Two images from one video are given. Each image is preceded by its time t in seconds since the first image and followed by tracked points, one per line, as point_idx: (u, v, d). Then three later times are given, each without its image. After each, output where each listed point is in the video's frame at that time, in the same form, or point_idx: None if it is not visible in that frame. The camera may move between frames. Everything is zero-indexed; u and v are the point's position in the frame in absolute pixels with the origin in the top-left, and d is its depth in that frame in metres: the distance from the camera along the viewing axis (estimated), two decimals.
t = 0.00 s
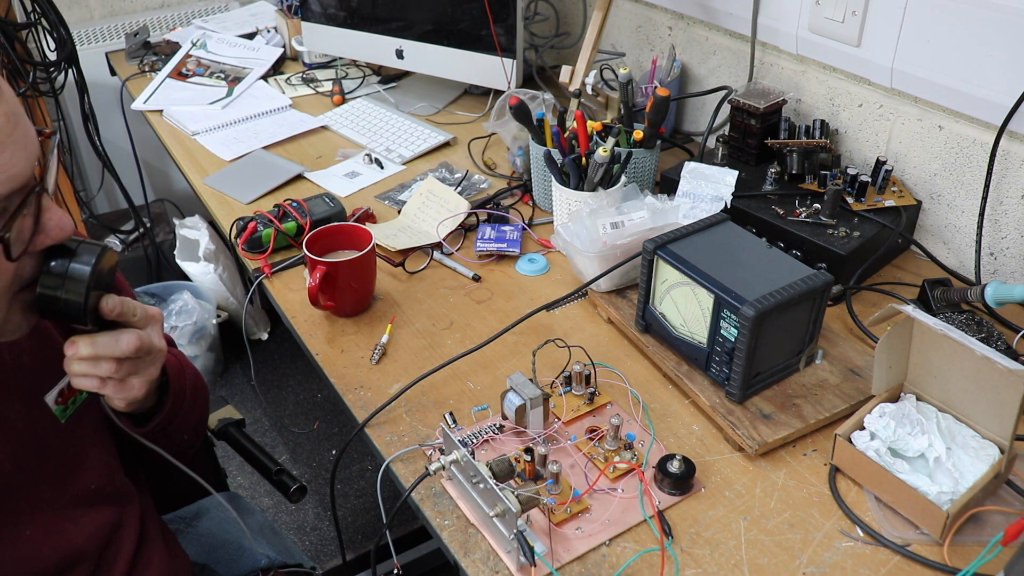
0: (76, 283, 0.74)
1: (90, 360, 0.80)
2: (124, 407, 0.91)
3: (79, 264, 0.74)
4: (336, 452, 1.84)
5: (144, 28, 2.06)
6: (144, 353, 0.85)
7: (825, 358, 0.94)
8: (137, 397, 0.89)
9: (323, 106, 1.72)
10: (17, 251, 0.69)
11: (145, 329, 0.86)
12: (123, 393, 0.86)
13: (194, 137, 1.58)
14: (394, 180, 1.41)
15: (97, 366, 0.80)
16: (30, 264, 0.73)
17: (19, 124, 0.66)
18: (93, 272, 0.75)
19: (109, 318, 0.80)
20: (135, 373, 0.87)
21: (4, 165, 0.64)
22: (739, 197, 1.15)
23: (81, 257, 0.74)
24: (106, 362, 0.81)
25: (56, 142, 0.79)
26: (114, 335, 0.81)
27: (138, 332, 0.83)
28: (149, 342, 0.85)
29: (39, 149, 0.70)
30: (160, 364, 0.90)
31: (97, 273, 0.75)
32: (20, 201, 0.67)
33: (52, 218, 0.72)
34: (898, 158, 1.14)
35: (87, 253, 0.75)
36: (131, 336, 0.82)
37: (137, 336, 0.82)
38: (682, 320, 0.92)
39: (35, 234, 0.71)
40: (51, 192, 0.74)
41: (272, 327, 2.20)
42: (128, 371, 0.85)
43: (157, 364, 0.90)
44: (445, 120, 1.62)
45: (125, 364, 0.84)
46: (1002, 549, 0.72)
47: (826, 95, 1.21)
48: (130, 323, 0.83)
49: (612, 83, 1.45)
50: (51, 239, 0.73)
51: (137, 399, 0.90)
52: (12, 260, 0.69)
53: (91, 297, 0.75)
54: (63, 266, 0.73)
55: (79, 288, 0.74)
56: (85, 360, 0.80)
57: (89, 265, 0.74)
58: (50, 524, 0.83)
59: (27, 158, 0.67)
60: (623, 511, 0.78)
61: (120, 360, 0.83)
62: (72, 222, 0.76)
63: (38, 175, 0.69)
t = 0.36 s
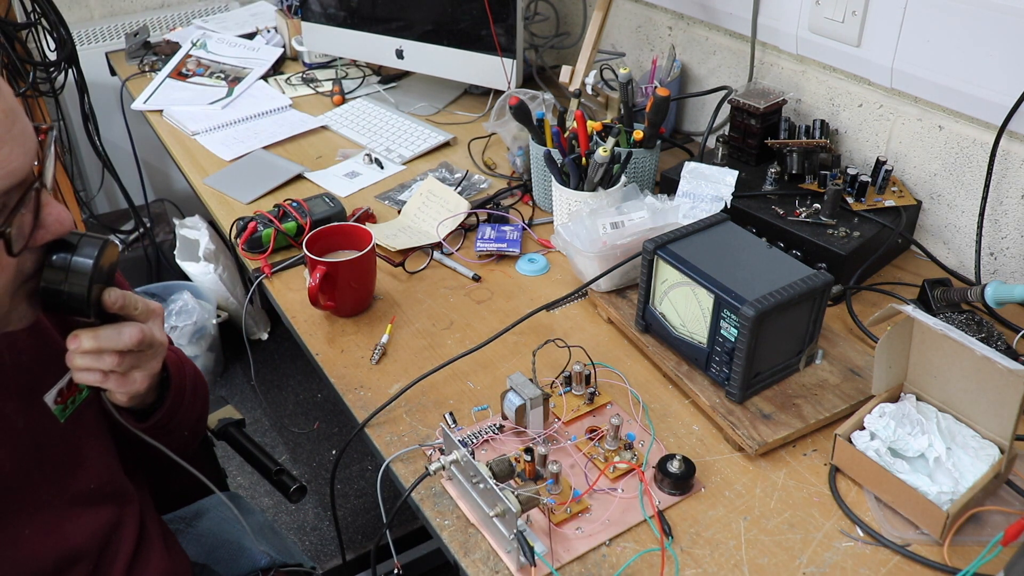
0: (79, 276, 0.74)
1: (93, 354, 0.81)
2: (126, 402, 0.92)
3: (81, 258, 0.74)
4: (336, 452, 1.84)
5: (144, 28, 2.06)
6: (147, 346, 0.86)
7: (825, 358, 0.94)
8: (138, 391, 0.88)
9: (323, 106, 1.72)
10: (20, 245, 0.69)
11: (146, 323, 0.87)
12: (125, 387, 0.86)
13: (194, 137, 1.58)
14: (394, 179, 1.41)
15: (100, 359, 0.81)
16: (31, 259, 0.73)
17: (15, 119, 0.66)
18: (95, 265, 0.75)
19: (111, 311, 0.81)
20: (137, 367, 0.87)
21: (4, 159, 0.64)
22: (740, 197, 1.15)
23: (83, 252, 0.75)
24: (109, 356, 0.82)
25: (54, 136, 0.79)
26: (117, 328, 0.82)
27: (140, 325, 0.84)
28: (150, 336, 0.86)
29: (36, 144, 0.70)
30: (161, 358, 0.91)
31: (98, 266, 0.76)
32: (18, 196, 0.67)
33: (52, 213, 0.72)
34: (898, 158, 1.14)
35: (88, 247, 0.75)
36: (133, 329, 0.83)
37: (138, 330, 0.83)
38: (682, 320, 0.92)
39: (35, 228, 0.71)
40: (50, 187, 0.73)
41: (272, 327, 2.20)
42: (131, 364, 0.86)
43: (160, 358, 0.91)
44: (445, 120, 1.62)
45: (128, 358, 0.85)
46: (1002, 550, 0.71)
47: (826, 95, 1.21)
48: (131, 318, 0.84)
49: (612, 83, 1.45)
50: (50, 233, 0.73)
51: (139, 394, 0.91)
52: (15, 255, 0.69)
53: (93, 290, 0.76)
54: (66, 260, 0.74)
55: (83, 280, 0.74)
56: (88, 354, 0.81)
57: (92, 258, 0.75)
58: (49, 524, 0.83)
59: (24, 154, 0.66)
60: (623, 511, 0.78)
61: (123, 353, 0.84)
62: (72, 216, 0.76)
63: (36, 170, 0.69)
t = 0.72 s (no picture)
0: (83, 268, 0.74)
1: (96, 348, 0.81)
2: (128, 396, 0.93)
3: (84, 251, 0.75)
4: (336, 452, 1.84)
5: (144, 28, 2.06)
6: (151, 340, 0.86)
7: (825, 358, 0.94)
8: (141, 384, 0.90)
9: (323, 106, 1.72)
10: (22, 235, 0.69)
11: (149, 317, 0.87)
12: (128, 380, 0.87)
13: (194, 137, 1.58)
14: (393, 179, 1.41)
15: (103, 353, 0.82)
16: (34, 251, 0.73)
17: (14, 111, 0.65)
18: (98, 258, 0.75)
19: (114, 305, 0.82)
20: (139, 361, 0.88)
21: (5, 150, 0.64)
22: (740, 197, 1.15)
23: (85, 245, 0.75)
24: (111, 349, 0.82)
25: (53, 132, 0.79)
26: (120, 320, 0.82)
27: (143, 318, 0.84)
28: (154, 329, 0.86)
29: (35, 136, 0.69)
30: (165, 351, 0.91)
31: (100, 259, 0.76)
32: (21, 187, 0.67)
33: (53, 204, 0.72)
34: (898, 158, 1.14)
35: (91, 240, 0.75)
36: (137, 323, 0.83)
37: (141, 323, 0.83)
38: (682, 320, 0.92)
39: (35, 220, 0.71)
40: (50, 179, 0.74)
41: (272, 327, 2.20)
42: (134, 358, 0.87)
43: (163, 352, 0.91)
44: (445, 120, 1.62)
45: (132, 351, 0.86)
46: (1002, 550, 0.72)
47: (826, 95, 1.21)
48: (134, 311, 0.85)
49: (612, 83, 1.45)
50: (52, 225, 0.73)
51: (142, 388, 0.92)
52: (18, 246, 0.69)
53: (96, 283, 0.76)
54: (69, 253, 0.74)
55: (86, 273, 0.74)
56: (91, 348, 0.82)
57: (94, 252, 0.75)
58: (49, 523, 0.83)
59: (25, 144, 0.66)
60: (623, 511, 0.78)
61: (126, 347, 0.84)
62: (72, 209, 0.76)
63: (35, 161, 0.69)
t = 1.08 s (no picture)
0: (85, 266, 0.74)
1: (98, 345, 0.82)
2: (130, 395, 0.93)
3: (86, 249, 0.75)
4: (336, 452, 1.84)
5: (144, 28, 2.06)
6: (150, 337, 0.87)
7: (825, 358, 0.94)
8: (143, 382, 0.90)
9: (323, 106, 1.72)
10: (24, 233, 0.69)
11: (149, 314, 0.87)
12: (130, 378, 0.87)
13: (194, 137, 1.58)
14: (393, 179, 1.41)
15: (105, 350, 0.82)
16: (35, 249, 0.73)
17: (14, 109, 0.66)
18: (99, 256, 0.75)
19: (115, 302, 0.82)
20: (141, 359, 0.88)
21: (5, 149, 0.64)
22: (740, 197, 1.15)
23: (87, 243, 0.75)
24: (113, 347, 0.83)
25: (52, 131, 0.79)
26: (121, 318, 0.82)
27: (143, 316, 0.84)
28: (154, 327, 0.86)
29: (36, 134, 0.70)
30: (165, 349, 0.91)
31: (101, 257, 0.76)
32: (22, 185, 0.68)
33: (53, 201, 0.72)
34: (898, 158, 1.14)
35: (92, 238, 0.76)
36: (138, 320, 0.83)
37: (142, 321, 0.83)
38: (682, 320, 0.92)
39: (38, 218, 0.71)
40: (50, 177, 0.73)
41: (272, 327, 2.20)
42: (135, 355, 0.87)
43: (164, 350, 0.91)
44: (445, 120, 1.62)
45: (132, 349, 0.86)
46: (1002, 549, 0.72)
47: (826, 95, 1.21)
48: (135, 308, 0.85)
49: (612, 83, 1.45)
50: (53, 222, 0.73)
51: (143, 386, 0.92)
52: (21, 243, 0.69)
53: (97, 280, 0.76)
54: (70, 251, 0.74)
55: (87, 271, 0.74)
56: (92, 346, 0.82)
57: (95, 250, 0.75)
58: (49, 522, 0.83)
59: (25, 141, 0.66)
60: (623, 511, 0.78)
61: (127, 344, 0.84)
62: (73, 207, 0.76)
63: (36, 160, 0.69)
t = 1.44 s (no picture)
0: (88, 265, 0.75)
1: (99, 344, 0.82)
2: (131, 393, 0.93)
3: (88, 248, 0.75)
4: (336, 452, 1.84)
5: (144, 28, 2.06)
6: (152, 337, 0.87)
7: (825, 358, 0.94)
8: (144, 381, 0.90)
9: (323, 105, 1.72)
10: (27, 232, 0.69)
11: (151, 314, 0.88)
12: (132, 377, 0.88)
13: (194, 137, 1.58)
14: (394, 180, 1.41)
15: (106, 350, 0.82)
16: (38, 248, 0.73)
17: (16, 109, 0.66)
18: (102, 255, 0.76)
19: (118, 299, 0.81)
20: (142, 358, 0.89)
21: (8, 149, 0.64)
22: (740, 197, 1.14)
23: (89, 242, 0.75)
24: (115, 346, 0.83)
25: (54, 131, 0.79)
26: (122, 317, 0.83)
27: (145, 315, 0.85)
28: (156, 326, 0.87)
29: (37, 133, 0.69)
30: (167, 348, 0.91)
31: (104, 257, 0.76)
32: (25, 185, 0.68)
33: (56, 201, 0.72)
34: (898, 158, 1.14)
35: (94, 237, 0.76)
36: (139, 319, 0.83)
37: (144, 320, 0.84)
38: (682, 320, 0.92)
39: (41, 217, 0.71)
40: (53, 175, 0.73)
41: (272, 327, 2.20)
42: (137, 355, 0.87)
43: (165, 349, 0.91)
44: (445, 120, 1.62)
45: (133, 348, 0.86)
46: (1002, 550, 0.72)
47: (826, 95, 1.21)
48: (136, 308, 0.85)
49: (612, 83, 1.45)
50: (56, 222, 0.73)
51: (144, 385, 0.92)
52: (23, 242, 0.69)
53: (100, 279, 0.76)
54: (72, 251, 0.74)
55: (90, 270, 0.75)
56: (94, 345, 0.82)
57: (97, 248, 0.75)
58: (48, 522, 0.83)
59: (28, 142, 0.67)
60: (623, 511, 0.78)
61: (129, 344, 0.85)
62: (75, 206, 0.76)
63: (38, 160, 0.69)
